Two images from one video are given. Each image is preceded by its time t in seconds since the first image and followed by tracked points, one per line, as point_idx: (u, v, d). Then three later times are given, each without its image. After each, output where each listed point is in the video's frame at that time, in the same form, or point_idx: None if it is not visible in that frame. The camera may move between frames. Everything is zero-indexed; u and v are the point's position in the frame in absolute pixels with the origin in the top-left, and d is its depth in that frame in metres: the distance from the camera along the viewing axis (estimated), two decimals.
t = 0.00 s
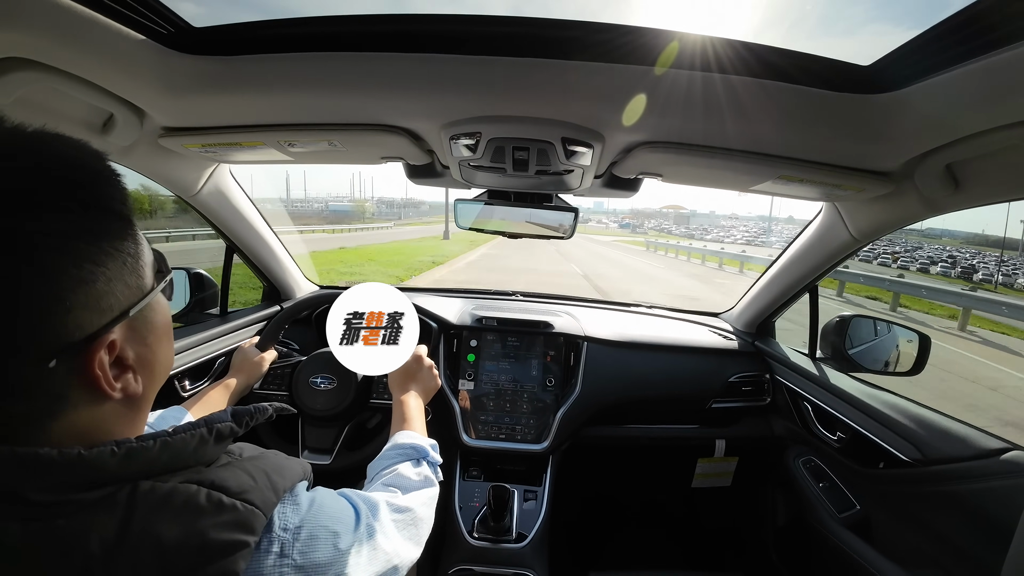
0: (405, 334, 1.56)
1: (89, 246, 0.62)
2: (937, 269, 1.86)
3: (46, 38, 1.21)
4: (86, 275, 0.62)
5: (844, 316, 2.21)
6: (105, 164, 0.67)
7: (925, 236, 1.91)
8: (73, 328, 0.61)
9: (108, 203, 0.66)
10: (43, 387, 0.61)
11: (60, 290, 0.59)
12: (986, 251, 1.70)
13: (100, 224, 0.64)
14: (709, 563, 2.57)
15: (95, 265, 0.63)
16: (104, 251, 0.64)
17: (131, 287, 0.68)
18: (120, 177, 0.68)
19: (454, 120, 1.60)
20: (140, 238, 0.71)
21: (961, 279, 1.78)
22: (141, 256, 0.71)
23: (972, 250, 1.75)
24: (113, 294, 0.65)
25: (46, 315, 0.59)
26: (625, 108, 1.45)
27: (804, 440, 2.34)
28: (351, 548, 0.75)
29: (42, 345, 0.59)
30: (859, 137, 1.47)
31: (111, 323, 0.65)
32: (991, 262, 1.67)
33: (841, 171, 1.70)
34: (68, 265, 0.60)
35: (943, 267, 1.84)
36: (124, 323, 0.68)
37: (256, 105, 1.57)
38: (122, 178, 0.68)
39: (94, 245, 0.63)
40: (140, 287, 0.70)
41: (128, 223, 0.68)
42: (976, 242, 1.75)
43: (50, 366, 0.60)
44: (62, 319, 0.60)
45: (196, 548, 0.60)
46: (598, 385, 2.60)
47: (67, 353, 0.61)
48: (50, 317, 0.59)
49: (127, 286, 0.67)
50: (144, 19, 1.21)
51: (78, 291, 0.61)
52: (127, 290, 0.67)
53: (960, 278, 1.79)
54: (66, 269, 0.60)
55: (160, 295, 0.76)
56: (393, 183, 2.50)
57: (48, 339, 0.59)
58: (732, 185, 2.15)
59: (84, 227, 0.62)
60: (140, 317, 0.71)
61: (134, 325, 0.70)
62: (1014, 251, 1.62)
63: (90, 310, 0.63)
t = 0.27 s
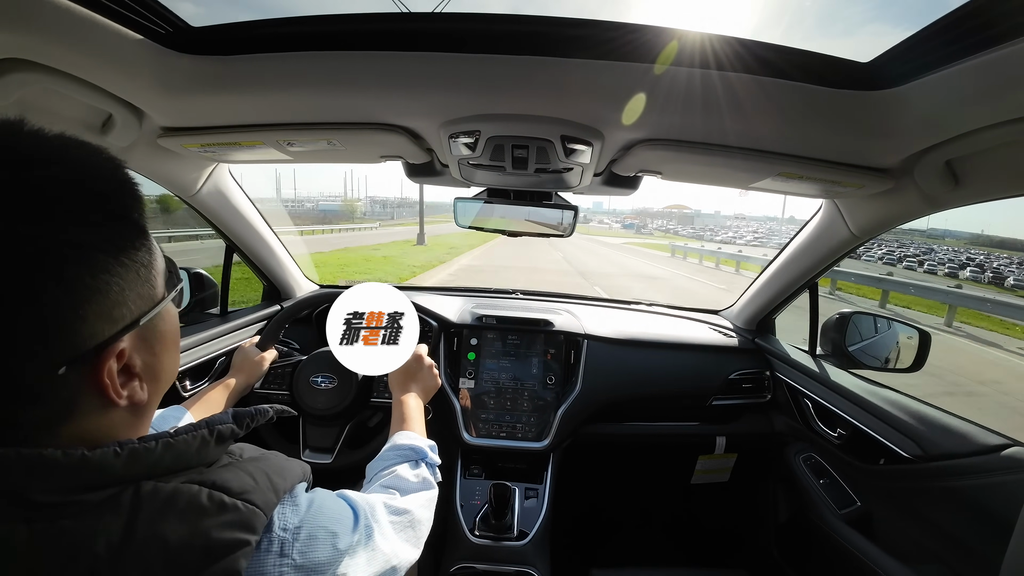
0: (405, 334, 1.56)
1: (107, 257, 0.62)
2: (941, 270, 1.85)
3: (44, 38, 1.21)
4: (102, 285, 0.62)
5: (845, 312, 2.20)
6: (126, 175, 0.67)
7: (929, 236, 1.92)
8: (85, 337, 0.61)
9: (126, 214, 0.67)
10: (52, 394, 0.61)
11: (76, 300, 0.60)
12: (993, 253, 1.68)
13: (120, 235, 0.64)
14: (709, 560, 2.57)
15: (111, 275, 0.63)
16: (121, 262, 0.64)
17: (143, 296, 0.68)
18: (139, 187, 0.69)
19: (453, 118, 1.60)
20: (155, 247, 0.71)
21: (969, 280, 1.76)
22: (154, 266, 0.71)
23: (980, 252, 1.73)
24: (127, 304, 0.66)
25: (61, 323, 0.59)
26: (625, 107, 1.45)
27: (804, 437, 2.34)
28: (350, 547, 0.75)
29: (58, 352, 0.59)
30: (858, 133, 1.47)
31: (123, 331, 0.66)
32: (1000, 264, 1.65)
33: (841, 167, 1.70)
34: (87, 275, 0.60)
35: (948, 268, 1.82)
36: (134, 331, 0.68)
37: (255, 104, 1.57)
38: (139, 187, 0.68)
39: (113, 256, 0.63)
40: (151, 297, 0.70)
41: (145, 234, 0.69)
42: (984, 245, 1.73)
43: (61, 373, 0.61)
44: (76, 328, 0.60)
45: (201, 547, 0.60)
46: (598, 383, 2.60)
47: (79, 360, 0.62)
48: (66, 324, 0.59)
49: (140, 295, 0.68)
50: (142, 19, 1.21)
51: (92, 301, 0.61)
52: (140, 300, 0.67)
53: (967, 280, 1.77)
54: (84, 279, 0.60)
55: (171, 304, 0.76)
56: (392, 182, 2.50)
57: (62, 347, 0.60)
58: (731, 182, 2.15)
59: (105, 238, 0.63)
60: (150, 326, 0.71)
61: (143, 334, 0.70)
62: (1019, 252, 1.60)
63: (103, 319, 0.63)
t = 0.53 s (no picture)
0: (405, 333, 1.55)
1: (72, 241, 0.62)
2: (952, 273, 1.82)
3: (44, 40, 1.21)
4: (70, 270, 0.62)
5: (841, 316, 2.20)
6: (84, 161, 0.67)
7: (930, 236, 1.91)
8: (57, 323, 0.61)
9: (89, 199, 0.66)
10: (28, 383, 0.61)
11: (45, 285, 0.59)
12: (1004, 254, 1.66)
13: (82, 219, 0.64)
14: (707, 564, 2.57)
15: (79, 259, 0.62)
16: (87, 246, 0.64)
17: (115, 282, 0.67)
18: (102, 174, 0.69)
19: (452, 121, 1.60)
20: (122, 233, 0.71)
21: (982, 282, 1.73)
22: (124, 252, 0.71)
23: (989, 252, 1.71)
24: (97, 289, 0.65)
25: (31, 310, 0.59)
26: (622, 110, 1.46)
27: (803, 441, 2.34)
28: (347, 545, 0.75)
29: (28, 341, 0.59)
30: (857, 137, 1.47)
31: (96, 318, 0.65)
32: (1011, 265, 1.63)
33: (839, 171, 1.71)
34: (50, 260, 0.60)
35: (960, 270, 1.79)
36: (108, 318, 0.68)
37: (255, 107, 1.57)
38: (103, 174, 0.68)
39: (78, 240, 0.63)
40: (124, 283, 0.69)
41: (109, 219, 0.68)
42: (993, 245, 1.70)
43: (35, 362, 0.60)
44: (47, 313, 0.60)
45: (192, 544, 0.60)
46: (597, 387, 2.60)
47: (51, 348, 0.61)
48: (35, 311, 0.59)
49: (111, 281, 0.67)
50: (141, 20, 1.21)
51: (62, 286, 0.61)
52: (111, 286, 0.67)
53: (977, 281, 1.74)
54: (49, 264, 0.59)
55: (146, 291, 0.76)
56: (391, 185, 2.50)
57: (32, 334, 0.59)
58: (729, 186, 2.16)
59: (66, 223, 0.62)
60: (126, 313, 0.71)
61: (119, 320, 0.70)
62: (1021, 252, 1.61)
63: (75, 305, 0.62)
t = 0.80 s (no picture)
0: (405, 333, 1.56)
1: (97, 256, 0.62)
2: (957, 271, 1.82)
3: (44, 38, 1.20)
4: (93, 284, 0.62)
5: (841, 315, 2.20)
6: (114, 173, 0.67)
7: (935, 237, 1.90)
8: (76, 336, 0.61)
9: (113, 209, 0.66)
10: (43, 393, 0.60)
11: (66, 300, 0.59)
12: (1012, 255, 1.65)
13: (109, 234, 0.64)
14: (707, 560, 2.58)
15: (101, 274, 0.62)
16: (112, 261, 0.64)
17: (135, 295, 0.68)
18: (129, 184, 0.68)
19: (453, 119, 1.60)
20: (145, 243, 0.71)
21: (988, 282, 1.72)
22: (146, 263, 0.71)
23: (997, 253, 1.70)
24: (118, 303, 0.65)
25: (51, 322, 0.59)
26: (622, 107, 1.45)
27: (802, 438, 2.34)
28: (349, 547, 0.75)
29: (49, 352, 0.59)
30: (857, 134, 1.47)
31: (115, 331, 0.65)
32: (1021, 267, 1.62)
33: (839, 168, 1.71)
34: (76, 275, 0.60)
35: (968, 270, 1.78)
36: (127, 330, 0.68)
37: (254, 104, 1.57)
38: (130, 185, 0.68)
39: (102, 255, 0.63)
40: (144, 295, 0.69)
41: (134, 232, 0.68)
42: (1001, 246, 1.69)
43: (54, 373, 0.60)
44: (66, 327, 0.60)
45: (198, 545, 0.60)
46: (597, 384, 2.60)
47: (71, 360, 0.61)
48: (55, 324, 0.59)
49: (132, 294, 0.67)
50: (141, 18, 1.21)
51: (82, 300, 0.61)
52: (131, 299, 0.67)
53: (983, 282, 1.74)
54: (73, 278, 0.59)
55: (163, 301, 0.76)
56: (391, 182, 2.50)
57: (52, 347, 0.59)
58: (730, 183, 2.16)
59: (93, 238, 0.62)
60: (143, 324, 0.71)
61: (137, 332, 0.70)
62: None
63: (94, 318, 0.62)
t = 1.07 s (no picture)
0: (405, 333, 1.56)
1: (61, 246, 0.62)
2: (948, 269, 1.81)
3: (45, 39, 1.21)
4: (64, 275, 0.61)
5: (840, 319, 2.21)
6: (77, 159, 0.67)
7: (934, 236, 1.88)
8: (51, 331, 0.61)
9: (77, 198, 0.66)
10: (25, 392, 0.61)
11: (36, 293, 0.59)
12: (1005, 253, 1.64)
13: (74, 222, 0.63)
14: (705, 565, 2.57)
15: (71, 265, 0.62)
16: (79, 250, 0.63)
17: (109, 284, 0.67)
18: (93, 169, 0.68)
19: (452, 122, 1.60)
20: (115, 231, 0.70)
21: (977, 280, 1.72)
22: (118, 251, 0.70)
23: (990, 251, 1.69)
24: (91, 292, 0.65)
25: (24, 318, 0.59)
26: (622, 111, 1.46)
27: (800, 442, 2.34)
28: (345, 544, 0.74)
29: (23, 349, 0.59)
30: (856, 139, 1.48)
31: (91, 321, 0.65)
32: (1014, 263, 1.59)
33: (838, 173, 1.71)
34: (43, 266, 0.59)
35: (960, 268, 1.77)
36: (104, 320, 0.67)
37: (254, 107, 1.57)
38: (95, 170, 0.68)
39: (67, 244, 0.62)
40: (119, 283, 0.69)
41: (102, 219, 0.68)
42: (996, 243, 1.68)
43: (30, 370, 0.60)
44: (40, 321, 0.60)
45: (192, 543, 0.60)
46: (595, 388, 2.60)
47: (46, 355, 0.61)
48: (27, 320, 0.59)
49: (105, 283, 0.67)
50: (141, 19, 1.21)
51: (54, 291, 0.60)
52: (105, 288, 0.67)
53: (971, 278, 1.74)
54: (42, 271, 0.59)
55: (143, 290, 0.76)
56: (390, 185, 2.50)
57: (25, 343, 0.59)
58: (728, 187, 2.16)
59: (59, 227, 0.62)
60: (121, 313, 0.71)
61: (116, 321, 0.70)
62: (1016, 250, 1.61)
63: (68, 310, 0.62)
